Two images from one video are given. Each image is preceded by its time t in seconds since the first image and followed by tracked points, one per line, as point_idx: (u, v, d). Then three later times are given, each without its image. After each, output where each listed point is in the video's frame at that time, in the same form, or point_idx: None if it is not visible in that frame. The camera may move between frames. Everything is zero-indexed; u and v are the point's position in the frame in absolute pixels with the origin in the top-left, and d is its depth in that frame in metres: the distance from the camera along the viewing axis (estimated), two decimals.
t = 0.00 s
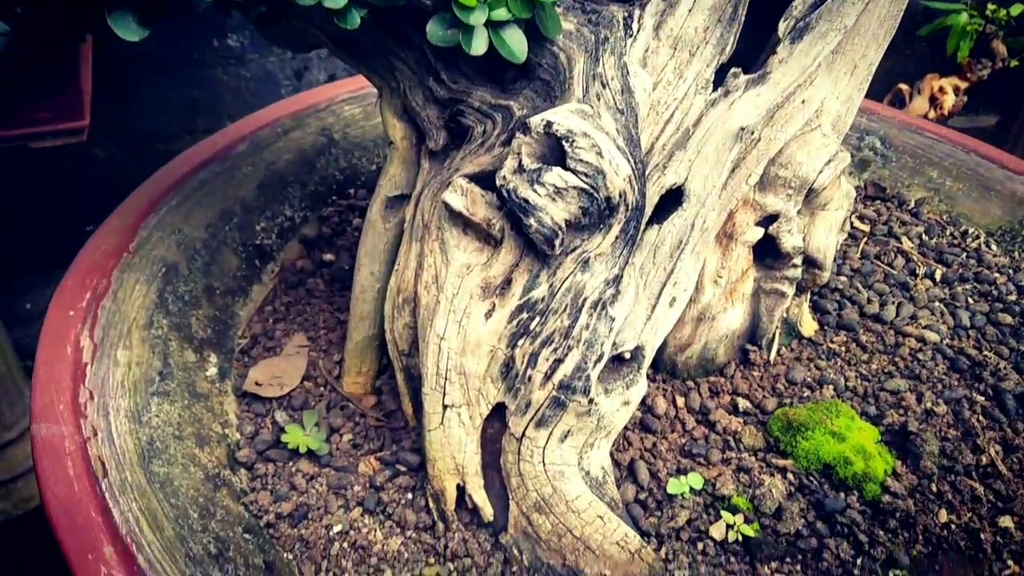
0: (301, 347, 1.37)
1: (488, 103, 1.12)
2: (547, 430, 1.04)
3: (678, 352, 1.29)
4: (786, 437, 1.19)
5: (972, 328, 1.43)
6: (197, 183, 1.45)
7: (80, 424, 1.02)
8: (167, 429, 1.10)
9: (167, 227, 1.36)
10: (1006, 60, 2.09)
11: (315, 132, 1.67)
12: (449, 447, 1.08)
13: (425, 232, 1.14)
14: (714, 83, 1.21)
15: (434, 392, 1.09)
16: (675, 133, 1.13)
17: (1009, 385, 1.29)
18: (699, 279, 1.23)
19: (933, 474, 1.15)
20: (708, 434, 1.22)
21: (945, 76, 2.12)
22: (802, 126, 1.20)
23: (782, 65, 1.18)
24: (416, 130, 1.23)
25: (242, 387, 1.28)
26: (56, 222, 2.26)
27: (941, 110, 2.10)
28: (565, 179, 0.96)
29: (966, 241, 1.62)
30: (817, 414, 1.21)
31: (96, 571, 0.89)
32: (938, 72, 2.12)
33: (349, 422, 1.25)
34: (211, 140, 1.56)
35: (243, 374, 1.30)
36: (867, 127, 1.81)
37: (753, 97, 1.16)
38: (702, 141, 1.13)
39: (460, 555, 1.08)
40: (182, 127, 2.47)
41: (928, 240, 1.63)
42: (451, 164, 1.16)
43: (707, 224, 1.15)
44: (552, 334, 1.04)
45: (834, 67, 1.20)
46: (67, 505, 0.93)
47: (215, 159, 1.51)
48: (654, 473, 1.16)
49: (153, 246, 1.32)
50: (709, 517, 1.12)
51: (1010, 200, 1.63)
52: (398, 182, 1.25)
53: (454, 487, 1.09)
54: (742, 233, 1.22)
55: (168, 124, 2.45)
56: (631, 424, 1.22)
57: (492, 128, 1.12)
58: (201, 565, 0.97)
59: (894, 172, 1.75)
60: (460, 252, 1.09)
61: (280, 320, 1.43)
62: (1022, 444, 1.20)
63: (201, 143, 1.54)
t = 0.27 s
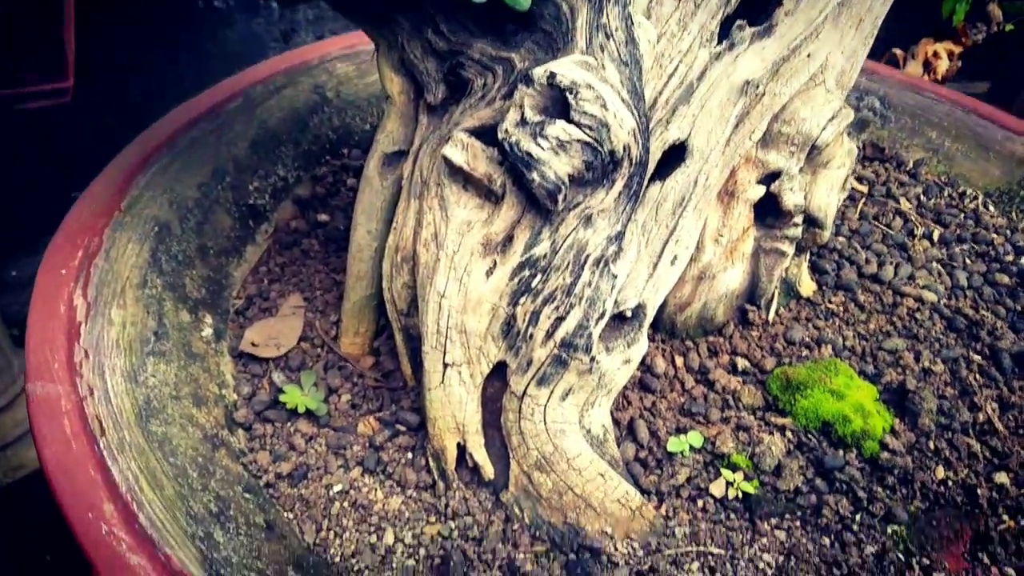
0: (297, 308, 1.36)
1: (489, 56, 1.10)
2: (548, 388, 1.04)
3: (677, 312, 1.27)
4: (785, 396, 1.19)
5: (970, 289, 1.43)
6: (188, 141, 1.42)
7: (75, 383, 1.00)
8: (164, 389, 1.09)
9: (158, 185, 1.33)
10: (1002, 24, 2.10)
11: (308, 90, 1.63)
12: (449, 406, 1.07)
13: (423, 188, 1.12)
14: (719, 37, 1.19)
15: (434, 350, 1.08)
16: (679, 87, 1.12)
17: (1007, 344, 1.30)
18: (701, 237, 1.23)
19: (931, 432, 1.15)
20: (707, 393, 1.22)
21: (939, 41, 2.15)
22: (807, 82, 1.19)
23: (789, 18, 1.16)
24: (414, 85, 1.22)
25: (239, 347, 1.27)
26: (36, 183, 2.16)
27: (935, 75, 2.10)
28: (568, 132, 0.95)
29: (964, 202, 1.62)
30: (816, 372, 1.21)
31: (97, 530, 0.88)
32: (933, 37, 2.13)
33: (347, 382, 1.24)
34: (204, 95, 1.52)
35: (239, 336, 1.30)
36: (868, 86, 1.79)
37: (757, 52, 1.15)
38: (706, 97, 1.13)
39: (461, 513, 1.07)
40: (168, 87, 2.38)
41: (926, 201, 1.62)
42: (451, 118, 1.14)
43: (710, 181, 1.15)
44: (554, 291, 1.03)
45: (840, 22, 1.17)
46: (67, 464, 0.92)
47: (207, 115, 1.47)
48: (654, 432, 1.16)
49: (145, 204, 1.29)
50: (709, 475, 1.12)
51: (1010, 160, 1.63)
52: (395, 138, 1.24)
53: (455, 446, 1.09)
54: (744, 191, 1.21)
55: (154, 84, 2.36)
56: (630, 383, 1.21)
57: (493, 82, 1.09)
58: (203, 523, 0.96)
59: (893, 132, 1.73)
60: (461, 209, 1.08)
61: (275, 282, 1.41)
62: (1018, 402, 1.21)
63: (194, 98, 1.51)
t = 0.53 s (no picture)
0: (291, 283, 1.33)
1: (488, 21, 1.07)
2: (552, 361, 1.03)
3: (679, 284, 1.27)
4: (787, 366, 1.19)
5: (967, 258, 1.44)
6: (174, 113, 1.38)
7: (70, 360, 0.97)
8: (159, 366, 1.06)
9: (145, 158, 1.29)
10: None
11: (296, 62, 1.59)
12: (451, 380, 1.06)
13: (422, 158, 1.10)
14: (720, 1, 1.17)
15: (435, 324, 1.06)
16: (682, 53, 1.08)
17: (1004, 312, 1.30)
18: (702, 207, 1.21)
19: (933, 400, 1.16)
20: (709, 365, 1.21)
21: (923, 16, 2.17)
22: (808, 48, 1.18)
23: None
24: (409, 53, 1.19)
25: (232, 324, 1.24)
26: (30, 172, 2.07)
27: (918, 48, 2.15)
28: (572, 98, 0.93)
29: (959, 172, 1.62)
30: (818, 343, 1.21)
31: (99, 510, 0.86)
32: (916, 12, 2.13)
33: (345, 358, 1.22)
34: (191, 65, 1.48)
35: (232, 312, 1.26)
36: (862, 56, 1.77)
37: (761, 15, 1.12)
38: (709, 63, 1.10)
39: (466, 488, 1.06)
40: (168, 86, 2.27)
41: (921, 171, 1.61)
42: (450, 85, 1.11)
43: (712, 149, 1.14)
44: (557, 263, 1.01)
45: None
46: (64, 443, 0.90)
47: (194, 87, 1.43)
48: (657, 404, 1.15)
49: (133, 178, 1.25)
50: (714, 446, 1.11)
51: (1004, 130, 1.62)
52: (391, 108, 1.22)
53: (457, 421, 1.07)
54: (744, 160, 1.20)
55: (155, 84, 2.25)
56: (632, 355, 1.20)
57: (492, 48, 1.07)
58: (206, 502, 0.93)
59: (887, 102, 1.72)
60: (461, 179, 1.06)
61: (268, 257, 1.38)
62: (1017, 369, 1.22)
63: (180, 69, 1.47)
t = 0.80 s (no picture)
0: (289, 267, 1.30)
1: None
2: (564, 340, 1.02)
3: (684, 260, 1.25)
4: (794, 340, 1.19)
5: (964, 229, 1.45)
6: (160, 94, 1.34)
7: (72, 349, 0.94)
8: (162, 354, 1.03)
9: (134, 140, 1.25)
10: None
11: (283, 40, 1.55)
12: (461, 362, 1.04)
13: (424, 136, 1.08)
14: None
15: (443, 305, 1.04)
16: (685, 24, 1.07)
17: (1004, 282, 1.31)
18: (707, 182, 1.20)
19: (940, 369, 1.17)
20: (716, 341, 1.20)
21: None
22: (811, 20, 1.17)
23: None
24: (408, 28, 1.15)
25: (231, 310, 1.21)
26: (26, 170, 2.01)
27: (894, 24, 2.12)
28: (582, 70, 0.92)
29: (952, 144, 1.61)
30: (825, 316, 1.21)
31: (115, 504, 0.83)
32: None
33: (349, 342, 1.19)
34: (175, 44, 1.44)
35: (230, 299, 1.23)
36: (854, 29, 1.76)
37: None
38: (714, 34, 1.08)
39: (480, 471, 1.04)
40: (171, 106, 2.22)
41: (915, 143, 1.61)
42: (452, 61, 1.10)
43: (718, 123, 1.12)
44: (568, 241, 1.00)
45: None
46: (73, 435, 0.87)
47: (179, 66, 1.39)
48: (667, 381, 1.14)
49: (123, 161, 1.21)
50: (726, 422, 1.10)
51: (994, 102, 1.63)
52: (389, 85, 1.18)
53: (468, 403, 1.05)
54: (748, 134, 1.19)
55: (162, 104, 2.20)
56: (639, 333, 1.19)
57: (495, 23, 1.06)
58: (222, 492, 0.91)
59: (879, 75, 1.71)
60: (467, 156, 1.04)
61: (263, 242, 1.34)
62: (1020, 337, 1.24)
63: (164, 48, 1.42)
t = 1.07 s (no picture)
0: (313, 268, 1.27)
1: None
2: (604, 332, 1.01)
3: (713, 246, 1.24)
4: (828, 322, 1.18)
5: (983, 206, 1.45)
6: (171, 95, 1.31)
7: (111, 360, 0.92)
8: (198, 362, 1.01)
9: (150, 144, 1.22)
10: None
11: (289, 36, 1.52)
12: (501, 358, 1.02)
13: (451, 129, 1.05)
14: None
15: (481, 301, 1.02)
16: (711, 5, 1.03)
17: None
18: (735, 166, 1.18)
19: (975, 347, 1.18)
20: (749, 326, 1.19)
21: None
22: None
23: None
24: (428, 18, 1.13)
25: (258, 314, 1.19)
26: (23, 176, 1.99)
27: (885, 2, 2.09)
28: (617, 56, 0.91)
29: (963, 121, 1.61)
30: (857, 297, 1.21)
31: (176, 517, 0.80)
32: None
33: (380, 342, 1.18)
34: (181, 44, 1.41)
35: (256, 302, 1.21)
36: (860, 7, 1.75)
37: None
38: (740, 15, 1.05)
39: (525, 467, 1.04)
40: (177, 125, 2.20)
41: (928, 121, 1.61)
42: (478, 49, 1.07)
43: (747, 106, 1.08)
44: (605, 230, 0.99)
45: None
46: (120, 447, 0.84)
47: (188, 67, 1.36)
48: (703, 369, 1.13)
49: (141, 165, 1.19)
50: (766, 407, 1.11)
51: (1006, 76, 1.61)
52: (413, 78, 1.15)
53: (509, 400, 1.04)
54: (773, 117, 1.17)
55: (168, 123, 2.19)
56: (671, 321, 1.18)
57: (521, 9, 1.03)
58: (277, 500, 0.89)
59: (887, 54, 1.70)
60: (497, 148, 1.01)
61: (283, 242, 1.32)
62: None
63: (170, 49, 1.39)
